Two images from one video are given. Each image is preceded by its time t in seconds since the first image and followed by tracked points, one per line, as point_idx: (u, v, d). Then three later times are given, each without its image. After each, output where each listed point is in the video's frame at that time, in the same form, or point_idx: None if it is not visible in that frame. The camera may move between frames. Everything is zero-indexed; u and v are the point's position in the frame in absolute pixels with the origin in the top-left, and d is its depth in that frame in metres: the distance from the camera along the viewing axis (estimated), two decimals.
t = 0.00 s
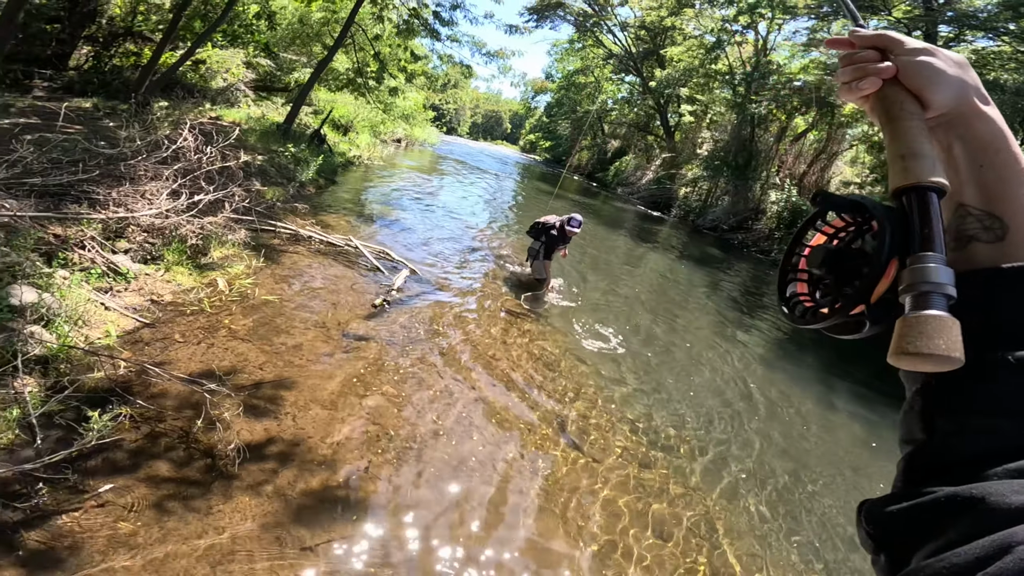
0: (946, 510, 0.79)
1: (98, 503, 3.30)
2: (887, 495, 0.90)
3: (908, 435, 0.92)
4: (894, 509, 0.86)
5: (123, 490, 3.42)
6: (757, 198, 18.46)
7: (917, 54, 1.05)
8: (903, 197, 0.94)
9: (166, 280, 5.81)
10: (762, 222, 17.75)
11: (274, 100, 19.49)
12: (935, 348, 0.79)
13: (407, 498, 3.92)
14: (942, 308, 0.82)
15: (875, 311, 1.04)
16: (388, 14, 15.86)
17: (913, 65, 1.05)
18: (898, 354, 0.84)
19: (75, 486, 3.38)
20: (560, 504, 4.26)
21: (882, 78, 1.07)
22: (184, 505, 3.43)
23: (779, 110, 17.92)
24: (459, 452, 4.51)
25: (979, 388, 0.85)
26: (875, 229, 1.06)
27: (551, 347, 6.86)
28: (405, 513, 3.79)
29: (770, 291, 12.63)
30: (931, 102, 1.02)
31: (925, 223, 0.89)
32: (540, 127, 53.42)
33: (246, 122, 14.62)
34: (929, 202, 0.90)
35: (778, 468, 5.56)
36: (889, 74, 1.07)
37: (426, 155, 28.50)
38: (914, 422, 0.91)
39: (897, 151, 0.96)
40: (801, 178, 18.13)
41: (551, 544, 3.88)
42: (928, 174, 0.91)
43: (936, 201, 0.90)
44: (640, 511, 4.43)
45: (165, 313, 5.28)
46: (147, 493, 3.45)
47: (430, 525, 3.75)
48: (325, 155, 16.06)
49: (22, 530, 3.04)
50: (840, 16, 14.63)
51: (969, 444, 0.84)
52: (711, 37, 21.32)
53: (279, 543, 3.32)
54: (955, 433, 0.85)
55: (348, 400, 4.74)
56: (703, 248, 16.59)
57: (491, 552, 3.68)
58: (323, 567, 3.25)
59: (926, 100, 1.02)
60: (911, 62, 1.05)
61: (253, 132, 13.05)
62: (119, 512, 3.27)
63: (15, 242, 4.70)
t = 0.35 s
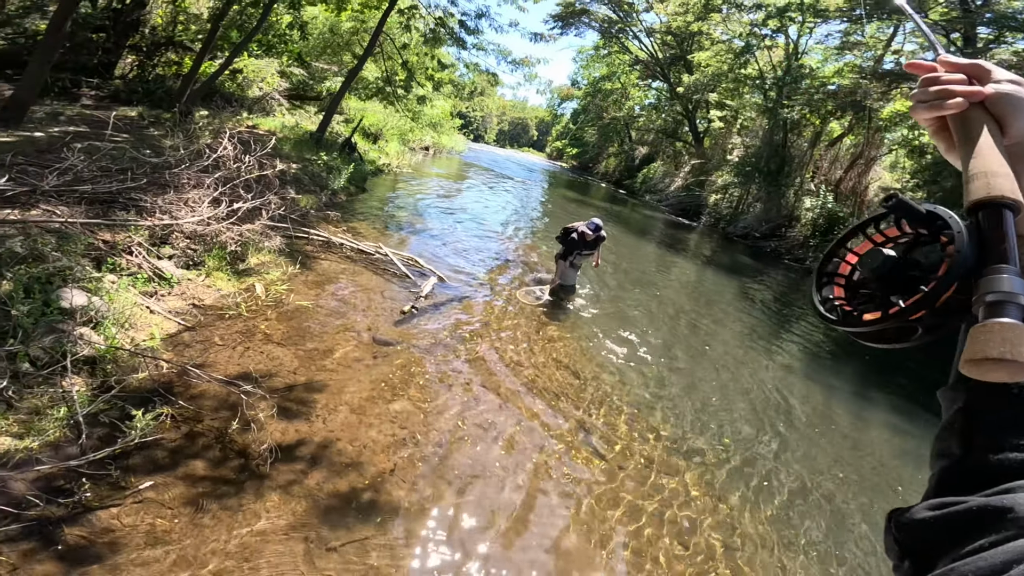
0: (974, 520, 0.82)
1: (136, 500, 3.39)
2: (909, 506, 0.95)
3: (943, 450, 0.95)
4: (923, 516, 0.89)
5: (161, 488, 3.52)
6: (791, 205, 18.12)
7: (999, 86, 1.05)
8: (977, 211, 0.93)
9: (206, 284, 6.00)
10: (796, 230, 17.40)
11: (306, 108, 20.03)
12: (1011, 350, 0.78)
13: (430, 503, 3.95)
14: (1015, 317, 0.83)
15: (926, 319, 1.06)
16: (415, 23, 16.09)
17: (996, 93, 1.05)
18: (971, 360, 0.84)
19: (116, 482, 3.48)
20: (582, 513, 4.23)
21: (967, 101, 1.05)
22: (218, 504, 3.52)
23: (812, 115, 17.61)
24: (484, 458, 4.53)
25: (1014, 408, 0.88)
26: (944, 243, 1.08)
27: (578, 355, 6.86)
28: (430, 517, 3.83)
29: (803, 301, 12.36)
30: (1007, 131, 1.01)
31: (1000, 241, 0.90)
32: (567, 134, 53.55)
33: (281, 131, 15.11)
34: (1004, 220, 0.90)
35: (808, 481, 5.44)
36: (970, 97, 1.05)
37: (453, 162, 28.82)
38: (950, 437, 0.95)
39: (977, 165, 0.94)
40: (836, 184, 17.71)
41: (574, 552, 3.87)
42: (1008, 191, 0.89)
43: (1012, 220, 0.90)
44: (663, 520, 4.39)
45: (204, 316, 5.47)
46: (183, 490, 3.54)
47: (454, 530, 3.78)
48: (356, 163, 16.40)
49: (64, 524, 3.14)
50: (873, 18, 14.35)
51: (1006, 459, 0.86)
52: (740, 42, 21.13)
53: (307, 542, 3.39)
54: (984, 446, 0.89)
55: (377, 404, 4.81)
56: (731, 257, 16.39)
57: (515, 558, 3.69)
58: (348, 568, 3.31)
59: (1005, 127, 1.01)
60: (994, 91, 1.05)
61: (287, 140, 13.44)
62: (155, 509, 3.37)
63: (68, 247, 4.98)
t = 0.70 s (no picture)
0: (878, 532, 0.82)
1: (179, 497, 3.50)
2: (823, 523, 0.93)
3: (851, 469, 0.94)
4: (836, 528, 0.88)
5: (202, 486, 3.62)
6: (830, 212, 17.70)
7: (920, 147, 1.19)
8: (880, 255, 0.98)
9: (248, 291, 6.20)
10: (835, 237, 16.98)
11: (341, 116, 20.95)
12: (907, 370, 0.82)
13: (456, 508, 3.99)
14: (906, 347, 0.86)
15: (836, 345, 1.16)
16: (443, 32, 16.37)
17: (916, 151, 1.18)
18: (868, 380, 0.88)
19: (160, 480, 3.59)
20: (609, 521, 4.22)
21: (891, 156, 1.19)
22: (254, 503, 3.60)
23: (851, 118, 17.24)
24: (512, 464, 4.56)
25: (906, 425, 0.87)
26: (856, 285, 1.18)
27: (607, 363, 6.86)
28: (457, 522, 3.87)
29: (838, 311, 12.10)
30: (917, 183, 1.13)
31: (898, 276, 0.93)
32: (596, 141, 53.54)
33: (316, 140, 15.73)
34: (901, 257, 0.95)
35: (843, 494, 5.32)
36: (894, 152, 1.19)
37: (482, 169, 29.17)
38: (860, 458, 0.93)
39: (884, 208, 1.04)
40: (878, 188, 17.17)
41: (601, 560, 3.86)
42: (908, 236, 0.96)
43: (910, 262, 0.94)
44: (692, 530, 4.35)
45: (246, 322, 5.67)
46: (223, 488, 3.64)
47: (480, 535, 3.81)
48: (389, 170, 16.74)
49: (110, 521, 3.24)
50: (911, 19, 14.05)
51: (897, 471, 0.86)
52: (772, 45, 20.91)
53: (336, 543, 3.45)
54: (883, 460, 0.89)
55: (407, 409, 4.90)
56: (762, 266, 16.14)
57: (541, 565, 3.70)
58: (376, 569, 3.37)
59: (917, 181, 1.13)
60: (915, 150, 1.18)
61: (322, 150, 13.88)
62: (195, 506, 3.47)
63: (119, 254, 5.24)
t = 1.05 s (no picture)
0: (836, 548, 0.98)
1: (205, 501, 3.50)
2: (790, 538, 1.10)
3: (812, 490, 1.11)
4: (797, 544, 1.05)
5: (229, 490, 3.62)
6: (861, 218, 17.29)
7: (847, 177, 1.28)
8: (823, 298, 1.14)
9: (276, 298, 6.27)
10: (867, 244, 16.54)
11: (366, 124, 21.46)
12: (844, 422, 0.99)
13: (479, 516, 3.93)
14: (844, 392, 1.02)
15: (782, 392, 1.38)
16: (464, 40, 16.52)
17: (846, 183, 1.27)
18: (812, 427, 1.03)
19: (187, 484, 3.60)
20: (635, 534, 4.12)
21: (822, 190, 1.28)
22: (278, 508, 3.59)
23: (882, 121, 16.85)
24: (534, 473, 4.50)
25: (853, 452, 1.04)
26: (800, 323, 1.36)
27: (632, 373, 6.78)
28: (478, 530, 3.80)
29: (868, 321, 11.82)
30: (852, 216, 1.23)
31: (837, 321, 1.11)
32: (619, 147, 53.31)
33: (342, 149, 16.28)
34: (839, 302, 1.11)
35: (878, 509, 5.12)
36: (825, 186, 1.29)
37: (504, 178, 29.31)
38: (817, 480, 1.10)
39: (823, 256, 1.17)
40: (911, 194, 16.70)
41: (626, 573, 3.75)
42: (840, 281, 1.12)
43: (847, 304, 1.11)
44: (721, 544, 4.22)
45: (274, 329, 5.73)
46: (248, 493, 3.64)
47: (504, 544, 3.74)
48: (412, 179, 16.88)
49: (138, 523, 3.25)
50: (942, 20, 13.72)
51: (853, 496, 1.02)
52: (797, 48, 20.63)
53: (357, 549, 3.41)
54: (836, 481, 1.06)
55: (430, 417, 4.88)
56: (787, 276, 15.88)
57: None
58: None
59: (851, 214, 1.23)
60: (845, 182, 1.28)
61: (347, 159, 14.11)
62: (220, 510, 3.46)
63: (155, 261, 5.37)
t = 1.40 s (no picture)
0: (841, 561, 0.97)
1: (218, 506, 3.50)
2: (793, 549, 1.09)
3: (819, 502, 1.10)
4: (802, 556, 1.04)
5: (242, 495, 3.63)
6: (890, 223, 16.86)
7: (872, 190, 1.27)
8: (839, 312, 1.15)
9: (296, 305, 6.31)
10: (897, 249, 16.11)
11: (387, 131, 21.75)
12: (848, 434, 0.99)
13: (491, 528, 3.86)
14: (858, 405, 1.02)
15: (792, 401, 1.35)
16: (484, 47, 16.61)
17: (872, 195, 1.26)
18: (818, 439, 1.04)
19: (202, 488, 3.61)
20: (651, 548, 4.01)
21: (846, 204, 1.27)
22: (290, 514, 3.58)
23: (916, 122, 16.41)
24: (549, 483, 4.44)
25: (860, 463, 1.03)
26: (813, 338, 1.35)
27: (651, 382, 6.69)
28: (489, 541, 3.75)
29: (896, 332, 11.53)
30: (875, 228, 1.22)
31: (852, 336, 1.11)
32: (641, 152, 53.02)
33: (365, 156, 16.59)
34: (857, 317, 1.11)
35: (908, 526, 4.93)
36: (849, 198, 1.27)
37: (524, 184, 29.37)
38: (823, 490, 1.09)
39: (844, 270, 1.16)
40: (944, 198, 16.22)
41: None
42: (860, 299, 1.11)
43: (864, 319, 1.11)
44: (739, 559, 4.10)
45: (293, 336, 5.77)
46: (261, 498, 3.65)
47: (517, 557, 3.67)
48: (433, 185, 16.99)
49: (152, 526, 3.26)
50: (973, 19, 13.39)
51: (861, 509, 1.01)
52: (823, 50, 20.33)
53: (366, 557, 3.39)
54: (841, 491, 1.05)
55: (445, 426, 4.85)
56: (812, 284, 15.55)
57: None
58: None
59: (874, 226, 1.22)
60: (871, 194, 1.26)
61: (369, 166, 14.28)
62: (233, 515, 3.46)
63: (180, 266, 5.43)
